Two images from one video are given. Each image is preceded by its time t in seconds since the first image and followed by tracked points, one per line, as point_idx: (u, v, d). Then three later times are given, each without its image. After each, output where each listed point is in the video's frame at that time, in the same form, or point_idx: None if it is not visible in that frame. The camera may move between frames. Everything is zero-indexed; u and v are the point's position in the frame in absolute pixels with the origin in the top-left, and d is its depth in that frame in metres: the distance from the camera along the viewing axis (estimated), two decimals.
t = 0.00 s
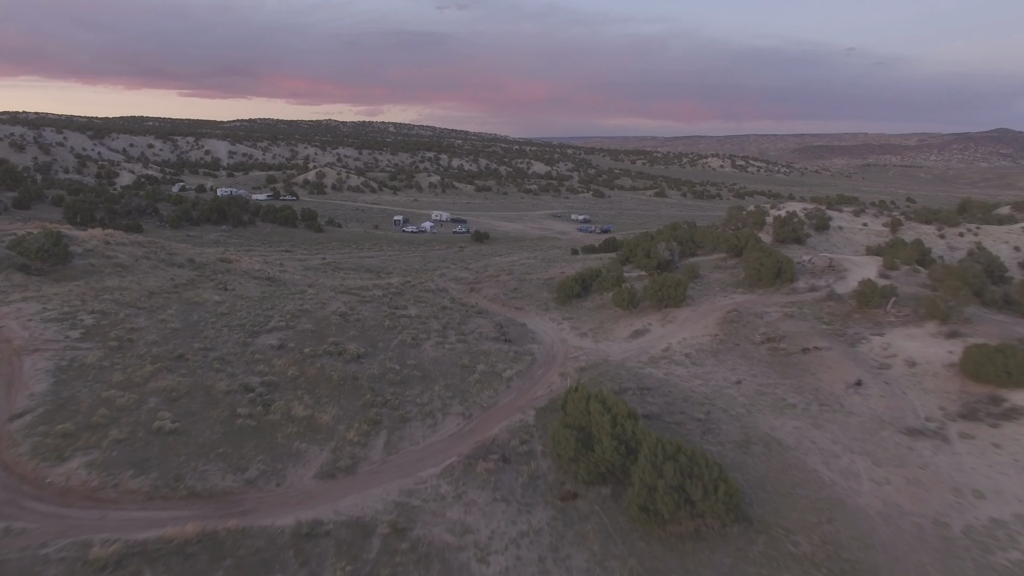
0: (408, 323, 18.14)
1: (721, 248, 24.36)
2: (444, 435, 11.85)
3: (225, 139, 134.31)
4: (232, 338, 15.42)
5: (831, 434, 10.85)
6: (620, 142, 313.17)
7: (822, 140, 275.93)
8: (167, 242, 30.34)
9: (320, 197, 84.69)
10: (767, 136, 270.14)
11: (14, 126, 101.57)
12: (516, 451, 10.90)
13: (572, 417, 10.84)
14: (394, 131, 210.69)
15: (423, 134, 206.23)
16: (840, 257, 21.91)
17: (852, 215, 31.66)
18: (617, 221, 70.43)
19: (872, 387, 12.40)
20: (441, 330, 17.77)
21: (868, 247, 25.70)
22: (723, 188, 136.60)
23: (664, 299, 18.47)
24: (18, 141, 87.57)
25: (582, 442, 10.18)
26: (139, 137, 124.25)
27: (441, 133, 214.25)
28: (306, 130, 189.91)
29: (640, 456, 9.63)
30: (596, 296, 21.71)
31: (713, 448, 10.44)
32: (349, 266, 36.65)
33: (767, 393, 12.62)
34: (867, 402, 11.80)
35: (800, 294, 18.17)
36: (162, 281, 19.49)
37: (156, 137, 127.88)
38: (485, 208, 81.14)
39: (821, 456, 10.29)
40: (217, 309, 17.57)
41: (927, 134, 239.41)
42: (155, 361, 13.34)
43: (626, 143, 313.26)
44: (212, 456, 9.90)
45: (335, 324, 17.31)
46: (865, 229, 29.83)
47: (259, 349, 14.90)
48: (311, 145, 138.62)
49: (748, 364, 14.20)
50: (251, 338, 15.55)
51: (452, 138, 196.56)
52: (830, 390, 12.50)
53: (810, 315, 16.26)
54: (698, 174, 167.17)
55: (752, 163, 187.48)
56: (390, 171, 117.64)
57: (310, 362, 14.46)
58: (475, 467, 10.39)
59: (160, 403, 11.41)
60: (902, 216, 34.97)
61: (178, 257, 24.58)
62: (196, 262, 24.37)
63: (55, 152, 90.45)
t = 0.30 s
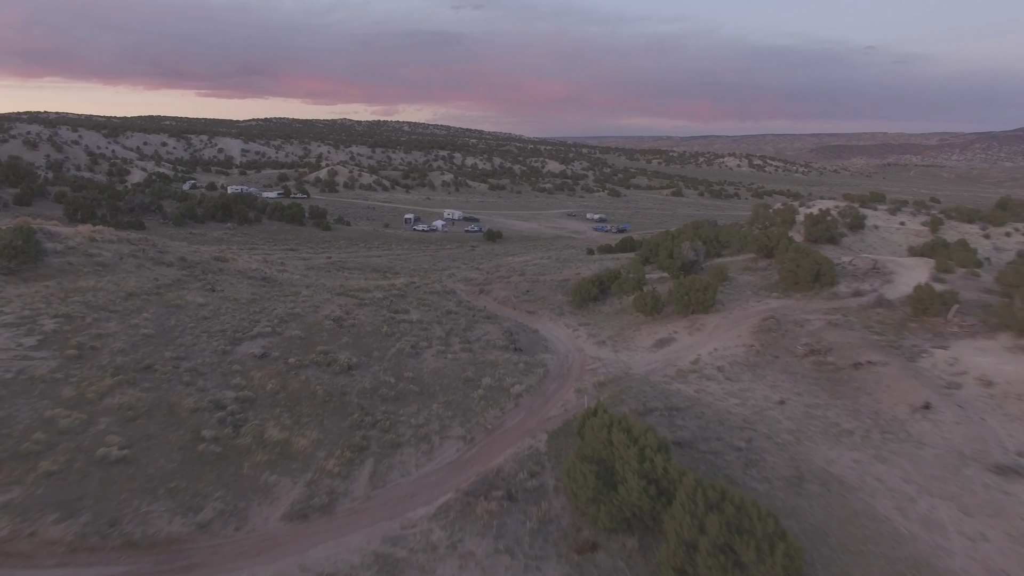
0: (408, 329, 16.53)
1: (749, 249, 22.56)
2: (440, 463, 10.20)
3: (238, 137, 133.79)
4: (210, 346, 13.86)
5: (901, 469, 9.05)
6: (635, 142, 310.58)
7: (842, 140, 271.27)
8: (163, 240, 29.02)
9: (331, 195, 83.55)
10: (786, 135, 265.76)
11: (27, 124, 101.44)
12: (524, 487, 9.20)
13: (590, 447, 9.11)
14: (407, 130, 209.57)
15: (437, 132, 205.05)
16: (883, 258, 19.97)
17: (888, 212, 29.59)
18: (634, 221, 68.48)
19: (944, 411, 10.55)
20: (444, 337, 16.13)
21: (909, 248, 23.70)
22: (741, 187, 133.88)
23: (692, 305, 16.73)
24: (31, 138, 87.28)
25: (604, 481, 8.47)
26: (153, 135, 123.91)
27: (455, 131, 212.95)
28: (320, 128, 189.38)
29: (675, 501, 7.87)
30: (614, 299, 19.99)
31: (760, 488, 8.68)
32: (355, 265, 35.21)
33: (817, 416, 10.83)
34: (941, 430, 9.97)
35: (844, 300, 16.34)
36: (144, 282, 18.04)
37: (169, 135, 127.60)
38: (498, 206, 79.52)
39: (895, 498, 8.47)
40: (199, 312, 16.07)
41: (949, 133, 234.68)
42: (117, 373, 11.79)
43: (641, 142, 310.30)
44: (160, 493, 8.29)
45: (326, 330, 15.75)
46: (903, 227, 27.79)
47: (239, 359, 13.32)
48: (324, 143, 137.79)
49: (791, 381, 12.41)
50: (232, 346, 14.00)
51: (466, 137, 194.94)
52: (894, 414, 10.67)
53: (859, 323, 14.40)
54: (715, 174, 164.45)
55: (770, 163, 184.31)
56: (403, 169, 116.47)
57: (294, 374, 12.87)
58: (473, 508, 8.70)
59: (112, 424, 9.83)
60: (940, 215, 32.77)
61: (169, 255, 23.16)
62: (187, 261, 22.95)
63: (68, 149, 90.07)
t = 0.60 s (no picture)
0: (409, 336, 14.94)
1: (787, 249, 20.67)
2: (434, 505, 8.55)
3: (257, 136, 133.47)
4: (184, 356, 12.32)
5: (1006, 527, 7.24)
6: (656, 142, 307.17)
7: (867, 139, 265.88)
8: (163, 238, 27.76)
9: (347, 193, 82.45)
10: (810, 134, 261.00)
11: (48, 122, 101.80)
12: (534, 540, 7.52)
13: (616, 494, 7.43)
14: (426, 128, 208.75)
15: (456, 131, 203.94)
16: (938, 259, 17.99)
17: (934, 211, 27.44)
18: (655, 220, 66.43)
19: None
20: (449, 346, 14.52)
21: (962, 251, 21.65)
22: (765, 187, 130.82)
23: (727, 314, 14.96)
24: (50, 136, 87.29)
25: (633, 539, 6.77)
26: (172, 133, 123.92)
27: (474, 130, 211.75)
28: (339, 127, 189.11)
29: (725, 570, 6.13)
30: (638, 305, 18.23)
31: (829, 549, 6.93)
32: (364, 264, 33.77)
33: (888, 450, 9.00)
34: None
35: (900, 308, 14.46)
36: (126, 282, 16.62)
37: (189, 133, 127.63)
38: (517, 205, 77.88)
39: (1005, 568, 6.66)
40: (180, 316, 14.59)
41: (979, 133, 228.74)
42: (70, 387, 10.28)
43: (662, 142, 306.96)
44: (84, 546, 6.71)
45: (318, 338, 14.20)
46: (951, 227, 25.65)
47: (214, 372, 11.75)
48: (342, 141, 137.11)
49: (849, 404, 10.60)
50: (209, 355, 12.49)
51: (485, 136, 193.60)
52: (982, 450, 8.82)
53: (923, 334, 12.53)
54: (738, 173, 161.27)
55: (795, 163, 180.61)
56: (421, 167, 115.28)
57: (274, 389, 11.32)
58: (471, 569, 7.03)
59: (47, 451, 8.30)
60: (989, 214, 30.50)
61: (162, 253, 21.78)
62: (181, 259, 21.57)
63: (86, 147, 89.97)
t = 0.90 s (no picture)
0: (398, 348, 13.28)
1: (818, 250, 18.83)
2: (409, 567, 6.88)
3: (266, 134, 132.54)
4: (135, 370, 10.69)
5: None
6: (668, 142, 304.63)
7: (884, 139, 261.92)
8: (151, 236, 26.28)
9: (354, 192, 81.03)
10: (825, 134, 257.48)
11: (57, 121, 101.23)
12: None
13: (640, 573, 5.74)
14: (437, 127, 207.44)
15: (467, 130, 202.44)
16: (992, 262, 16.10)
17: (973, 209, 25.43)
18: (669, 220, 64.49)
19: None
20: (442, 358, 12.85)
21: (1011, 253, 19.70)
22: (780, 186, 128.18)
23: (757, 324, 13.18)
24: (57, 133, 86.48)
25: None
26: (181, 131, 123.01)
27: (484, 130, 210.13)
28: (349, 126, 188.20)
29: None
30: (655, 311, 16.46)
31: None
32: (364, 264, 32.18)
33: (975, 500, 7.25)
34: None
35: (958, 317, 12.63)
36: (89, 283, 15.03)
37: (198, 132, 126.90)
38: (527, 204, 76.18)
39: None
40: (141, 323, 12.97)
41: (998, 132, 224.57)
42: None
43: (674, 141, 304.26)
44: None
45: (294, 349, 12.56)
46: (994, 226, 23.64)
47: (166, 390, 10.12)
48: (351, 140, 135.99)
49: (914, 436, 8.82)
50: (164, 370, 10.85)
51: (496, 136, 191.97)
52: None
53: (992, 349, 10.73)
54: (753, 173, 158.75)
55: (810, 162, 177.64)
56: (430, 166, 113.81)
57: (233, 412, 9.66)
58: None
59: None
60: None
61: (141, 252, 20.24)
62: (161, 259, 20.02)
63: (93, 145, 89.14)
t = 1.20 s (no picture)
0: (376, 362, 11.58)
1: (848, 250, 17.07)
2: None
3: (268, 133, 131.15)
4: (57, 391, 8.98)
5: None
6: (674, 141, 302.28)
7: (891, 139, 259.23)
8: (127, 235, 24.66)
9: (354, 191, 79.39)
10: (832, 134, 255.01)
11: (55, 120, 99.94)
12: None
13: None
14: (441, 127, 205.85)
15: (471, 129, 200.76)
16: None
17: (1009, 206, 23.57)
18: (676, 219, 62.64)
19: None
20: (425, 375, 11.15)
21: None
22: (789, 186, 126.00)
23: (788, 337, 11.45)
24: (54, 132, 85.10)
25: None
26: (182, 130, 121.70)
27: (489, 129, 208.50)
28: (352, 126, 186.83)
29: None
30: (668, 319, 14.73)
31: None
32: (357, 265, 30.51)
33: None
34: None
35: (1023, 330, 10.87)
36: (33, 286, 13.35)
37: (199, 130, 125.51)
38: (530, 203, 74.41)
39: None
40: (80, 333, 11.27)
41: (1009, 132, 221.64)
42: None
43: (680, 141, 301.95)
44: None
45: (254, 364, 10.88)
46: None
47: (88, 416, 8.41)
48: (354, 139, 134.45)
49: (1001, 483, 7.08)
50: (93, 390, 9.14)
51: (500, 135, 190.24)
52: None
53: None
54: (760, 172, 156.37)
55: (818, 162, 175.29)
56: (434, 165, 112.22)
57: (165, 444, 7.95)
58: None
59: None
60: None
61: (107, 251, 18.57)
62: (128, 259, 18.35)
63: (91, 143, 87.74)
